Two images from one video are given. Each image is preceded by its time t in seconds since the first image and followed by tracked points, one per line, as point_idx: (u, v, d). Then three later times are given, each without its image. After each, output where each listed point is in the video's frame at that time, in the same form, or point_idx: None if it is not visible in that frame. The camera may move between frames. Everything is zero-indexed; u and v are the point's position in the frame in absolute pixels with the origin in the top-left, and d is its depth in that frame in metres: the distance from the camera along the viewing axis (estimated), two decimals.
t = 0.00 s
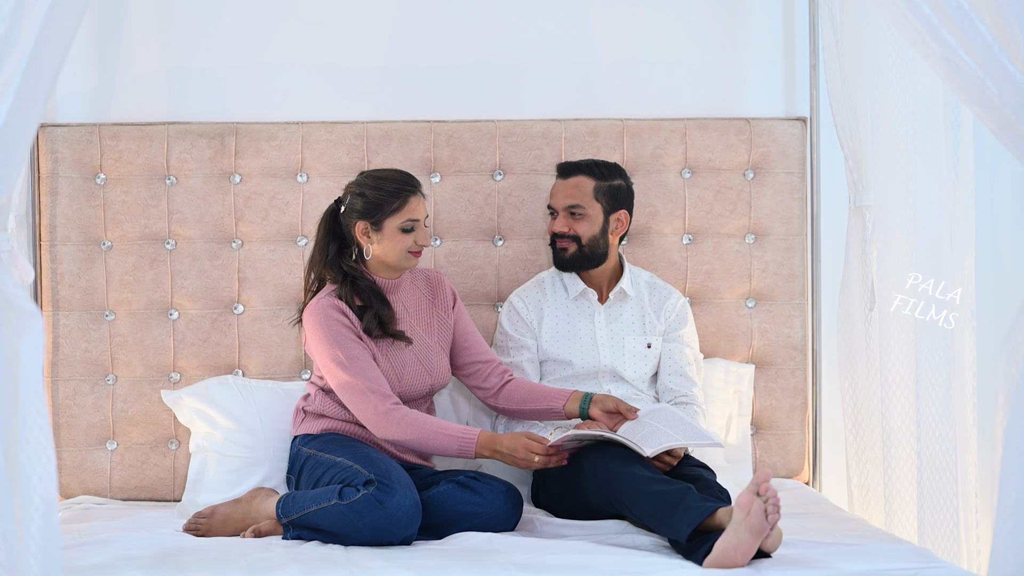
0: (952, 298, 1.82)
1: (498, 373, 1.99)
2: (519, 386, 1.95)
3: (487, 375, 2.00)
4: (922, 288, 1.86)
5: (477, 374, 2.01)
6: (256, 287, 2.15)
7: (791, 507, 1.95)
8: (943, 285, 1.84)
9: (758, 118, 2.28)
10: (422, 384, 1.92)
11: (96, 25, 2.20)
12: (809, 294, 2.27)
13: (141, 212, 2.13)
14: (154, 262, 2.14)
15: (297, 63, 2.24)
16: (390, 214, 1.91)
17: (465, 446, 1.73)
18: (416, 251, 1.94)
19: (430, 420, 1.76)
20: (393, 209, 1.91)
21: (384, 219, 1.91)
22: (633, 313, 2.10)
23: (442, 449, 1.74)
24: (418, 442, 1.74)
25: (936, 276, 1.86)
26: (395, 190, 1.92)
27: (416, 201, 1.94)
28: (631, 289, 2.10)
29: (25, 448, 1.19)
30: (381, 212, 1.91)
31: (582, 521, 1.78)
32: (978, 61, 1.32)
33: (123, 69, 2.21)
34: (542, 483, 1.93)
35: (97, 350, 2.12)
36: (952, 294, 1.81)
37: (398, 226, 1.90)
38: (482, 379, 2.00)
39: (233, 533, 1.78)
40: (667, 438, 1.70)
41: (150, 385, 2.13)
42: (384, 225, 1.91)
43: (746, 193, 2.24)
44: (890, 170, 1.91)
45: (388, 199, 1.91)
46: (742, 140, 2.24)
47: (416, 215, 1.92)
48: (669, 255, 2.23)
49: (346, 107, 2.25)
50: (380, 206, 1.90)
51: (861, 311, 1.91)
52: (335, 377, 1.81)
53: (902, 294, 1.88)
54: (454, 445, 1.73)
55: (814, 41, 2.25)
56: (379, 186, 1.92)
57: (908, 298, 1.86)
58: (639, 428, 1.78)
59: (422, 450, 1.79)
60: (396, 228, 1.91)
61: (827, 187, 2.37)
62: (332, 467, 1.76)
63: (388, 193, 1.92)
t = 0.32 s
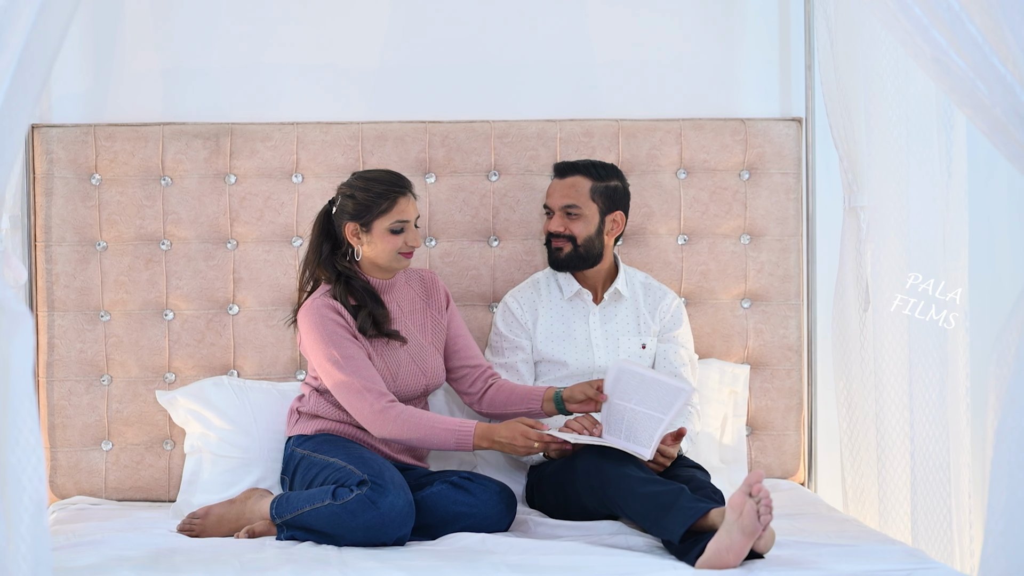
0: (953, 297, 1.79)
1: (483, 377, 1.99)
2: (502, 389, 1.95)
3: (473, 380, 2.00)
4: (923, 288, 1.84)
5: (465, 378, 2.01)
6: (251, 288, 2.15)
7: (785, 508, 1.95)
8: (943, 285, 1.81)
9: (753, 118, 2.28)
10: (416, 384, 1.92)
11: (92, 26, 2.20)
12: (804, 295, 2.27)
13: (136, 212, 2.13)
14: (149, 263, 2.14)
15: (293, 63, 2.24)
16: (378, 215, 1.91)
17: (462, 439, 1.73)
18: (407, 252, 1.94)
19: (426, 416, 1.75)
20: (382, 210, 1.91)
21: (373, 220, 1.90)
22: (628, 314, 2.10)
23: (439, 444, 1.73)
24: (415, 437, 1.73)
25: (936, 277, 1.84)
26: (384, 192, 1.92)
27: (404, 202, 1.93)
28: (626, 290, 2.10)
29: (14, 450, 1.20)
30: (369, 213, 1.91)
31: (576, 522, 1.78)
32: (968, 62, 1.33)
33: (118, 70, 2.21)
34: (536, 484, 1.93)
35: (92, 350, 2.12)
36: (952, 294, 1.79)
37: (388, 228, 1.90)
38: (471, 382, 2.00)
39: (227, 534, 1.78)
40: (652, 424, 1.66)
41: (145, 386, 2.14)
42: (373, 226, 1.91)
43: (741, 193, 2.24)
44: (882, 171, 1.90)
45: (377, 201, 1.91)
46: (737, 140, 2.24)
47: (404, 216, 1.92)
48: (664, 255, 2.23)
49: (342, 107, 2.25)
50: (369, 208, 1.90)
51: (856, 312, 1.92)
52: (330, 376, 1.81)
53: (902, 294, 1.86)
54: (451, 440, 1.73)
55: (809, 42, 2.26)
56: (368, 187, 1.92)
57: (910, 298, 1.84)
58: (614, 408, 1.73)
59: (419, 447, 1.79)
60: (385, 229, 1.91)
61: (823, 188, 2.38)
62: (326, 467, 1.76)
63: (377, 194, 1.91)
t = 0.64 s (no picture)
0: (953, 298, 1.80)
1: (470, 380, 2.00)
2: (490, 389, 1.95)
3: (466, 380, 2.00)
4: (922, 288, 1.84)
5: (459, 378, 2.01)
6: (247, 288, 2.15)
7: (781, 508, 1.95)
8: (943, 285, 1.82)
9: (749, 119, 2.28)
10: (412, 383, 1.92)
11: (87, 26, 2.20)
12: (799, 295, 2.27)
13: (132, 213, 2.13)
14: (145, 263, 2.14)
15: (288, 64, 2.24)
16: (364, 215, 1.90)
17: (461, 437, 1.72)
18: (396, 252, 1.93)
19: (425, 413, 1.75)
20: (368, 210, 1.90)
21: (360, 221, 1.90)
22: (623, 314, 2.09)
23: (439, 442, 1.72)
24: (415, 433, 1.72)
25: (935, 276, 1.84)
26: (370, 192, 1.92)
27: (390, 202, 1.93)
28: (621, 290, 2.10)
29: (5, 451, 1.20)
30: (356, 214, 1.91)
31: (570, 522, 1.78)
32: (960, 62, 1.34)
33: (114, 70, 2.21)
34: (530, 484, 1.92)
35: (87, 350, 2.12)
36: (952, 294, 1.79)
37: (374, 228, 1.90)
38: (465, 382, 2.00)
39: (221, 534, 1.78)
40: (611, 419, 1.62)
41: (141, 386, 2.14)
42: (360, 227, 1.91)
43: (737, 194, 2.24)
44: (879, 170, 1.90)
45: (363, 201, 1.91)
46: (733, 141, 2.24)
47: (390, 215, 1.91)
48: (660, 255, 2.23)
49: (337, 107, 2.25)
50: (355, 208, 1.90)
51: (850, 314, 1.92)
52: (329, 376, 1.81)
53: (902, 294, 1.86)
54: (451, 437, 1.72)
55: (805, 42, 2.26)
56: (355, 188, 1.92)
57: (909, 298, 1.84)
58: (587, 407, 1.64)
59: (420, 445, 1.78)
60: (372, 229, 1.90)
61: (818, 188, 2.38)
62: (321, 467, 1.76)
63: (362, 195, 1.91)
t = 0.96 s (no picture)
0: (953, 298, 1.80)
1: (464, 382, 2.00)
2: (483, 391, 1.95)
3: (462, 381, 2.00)
4: (922, 288, 1.83)
5: (455, 379, 2.01)
6: (245, 289, 2.16)
7: (779, 510, 1.95)
8: (943, 285, 1.82)
9: (747, 120, 2.28)
10: (408, 384, 1.92)
11: (85, 27, 2.20)
12: (798, 296, 2.27)
13: (130, 214, 2.14)
14: (143, 264, 2.14)
15: (286, 65, 2.24)
16: (350, 216, 1.90)
17: (456, 437, 1.72)
18: (384, 253, 1.93)
19: (420, 414, 1.75)
20: (353, 211, 1.90)
21: (346, 222, 1.90)
22: (621, 315, 2.09)
23: (434, 443, 1.73)
24: (411, 436, 1.73)
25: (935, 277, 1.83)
26: (355, 193, 1.92)
27: (376, 202, 1.92)
28: (619, 292, 2.09)
29: None
30: (342, 215, 1.91)
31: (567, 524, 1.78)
32: (953, 63, 1.35)
33: (113, 72, 2.21)
34: (527, 486, 1.92)
35: (86, 351, 2.13)
36: (952, 294, 1.79)
37: (361, 229, 1.89)
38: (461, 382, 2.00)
39: (219, 536, 1.78)
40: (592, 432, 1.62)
41: (139, 387, 2.14)
42: (347, 228, 1.91)
43: (735, 195, 2.24)
44: (876, 169, 1.91)
45: (348, 203, 1.91)
46: (731, 142, 2.24)
47: (376, 216, 1.91)
48: (658, 257, 2.23)
49: (335, 108, 2.25)
50: (342, 210, 1.91)
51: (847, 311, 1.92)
52: (324, 378, 1.81)
53: (902, 294, 1.85)
54: (446, 437, 1.72)
55: (803, 43, 2.26)
56: (341, 190, 1.93)
57: (909, 298, 1.83)
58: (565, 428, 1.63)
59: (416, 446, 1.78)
60: (359, 230, 1.90)
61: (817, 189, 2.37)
62: (317, 469, 1.76)
63: (347, 196, 1.91)
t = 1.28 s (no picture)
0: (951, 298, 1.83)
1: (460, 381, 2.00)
2: (475, 393, 1.96)
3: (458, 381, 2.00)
4: (922, 288, 1.84)
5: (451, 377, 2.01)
6: (243, 289, 2.16)
7: (777, 510, 1.94)
8: (943, 285, 1.83)
9: (746, 120, 2.28)
10: (404, 382, 1.92)
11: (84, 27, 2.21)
12: (796, 296, 2.27)
13: (129, 214, 2.14)
14: (142, 264, 2.14)
15: (284, 65, 2.25)
16: (332, 216, 1.92)
17: (445, 433, 1.73)
18: (367, 253, 1.92)
19: (409, 410, 1.75)
20: (334, 211, 1.91)
21: (329, 222, 1.92)
22: (619, 316, 2.09)
23: (423, 439, 1.73)
24: (402, 435, 1.73)
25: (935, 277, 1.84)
26: (339, 192, 1.92)
27: (358, 203, 1.91)
28: (618, 292, 2.09)
29: None
30: (325, 215, 1.93)
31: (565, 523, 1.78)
32: (948, 64, 1.36)
33: (111, 72, 2.21)
34: (525, 486, 1.92)
35: (84, 351, 2.13)
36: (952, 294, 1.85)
37: (341, 229, 1.90)
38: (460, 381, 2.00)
39: (216, 535, 1.78)
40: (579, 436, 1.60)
41: (137, 387, 2.14)
42: (330, 228, 1.93)
43: (733, 195, 2.24)
44: (873, 169, 1.91)
45: (330, 202, 1.92)
46: (730, 142, 2.24)
47: (357, 217, 1.91)
48: (656, 256, 2.23)
49: (333, 108, 2.26)
50: (325, 209, 1.92)
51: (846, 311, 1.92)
52: (317, 376, 1.82)
53: (902, 294, 1.85)
54: (435, 433, 1.73)
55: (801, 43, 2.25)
56: (327, 189, 1.93)
57: (909, 298, 1.83)
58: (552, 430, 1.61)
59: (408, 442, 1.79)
60: (340, 230, 1.91)
61: (816, 188, 2.37)
62: (315, 469, 1.76)
63: (331, 195, 1.92)
